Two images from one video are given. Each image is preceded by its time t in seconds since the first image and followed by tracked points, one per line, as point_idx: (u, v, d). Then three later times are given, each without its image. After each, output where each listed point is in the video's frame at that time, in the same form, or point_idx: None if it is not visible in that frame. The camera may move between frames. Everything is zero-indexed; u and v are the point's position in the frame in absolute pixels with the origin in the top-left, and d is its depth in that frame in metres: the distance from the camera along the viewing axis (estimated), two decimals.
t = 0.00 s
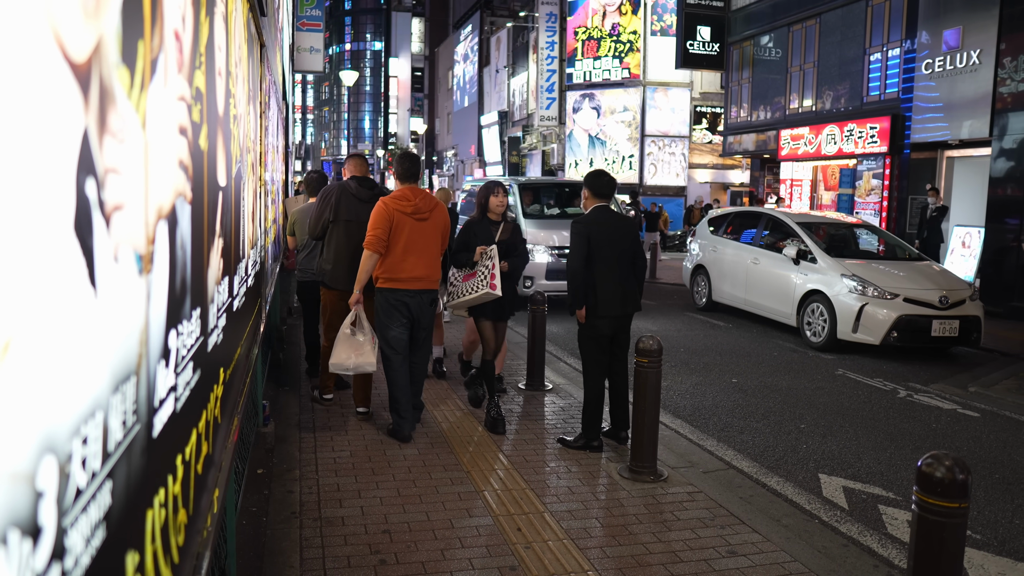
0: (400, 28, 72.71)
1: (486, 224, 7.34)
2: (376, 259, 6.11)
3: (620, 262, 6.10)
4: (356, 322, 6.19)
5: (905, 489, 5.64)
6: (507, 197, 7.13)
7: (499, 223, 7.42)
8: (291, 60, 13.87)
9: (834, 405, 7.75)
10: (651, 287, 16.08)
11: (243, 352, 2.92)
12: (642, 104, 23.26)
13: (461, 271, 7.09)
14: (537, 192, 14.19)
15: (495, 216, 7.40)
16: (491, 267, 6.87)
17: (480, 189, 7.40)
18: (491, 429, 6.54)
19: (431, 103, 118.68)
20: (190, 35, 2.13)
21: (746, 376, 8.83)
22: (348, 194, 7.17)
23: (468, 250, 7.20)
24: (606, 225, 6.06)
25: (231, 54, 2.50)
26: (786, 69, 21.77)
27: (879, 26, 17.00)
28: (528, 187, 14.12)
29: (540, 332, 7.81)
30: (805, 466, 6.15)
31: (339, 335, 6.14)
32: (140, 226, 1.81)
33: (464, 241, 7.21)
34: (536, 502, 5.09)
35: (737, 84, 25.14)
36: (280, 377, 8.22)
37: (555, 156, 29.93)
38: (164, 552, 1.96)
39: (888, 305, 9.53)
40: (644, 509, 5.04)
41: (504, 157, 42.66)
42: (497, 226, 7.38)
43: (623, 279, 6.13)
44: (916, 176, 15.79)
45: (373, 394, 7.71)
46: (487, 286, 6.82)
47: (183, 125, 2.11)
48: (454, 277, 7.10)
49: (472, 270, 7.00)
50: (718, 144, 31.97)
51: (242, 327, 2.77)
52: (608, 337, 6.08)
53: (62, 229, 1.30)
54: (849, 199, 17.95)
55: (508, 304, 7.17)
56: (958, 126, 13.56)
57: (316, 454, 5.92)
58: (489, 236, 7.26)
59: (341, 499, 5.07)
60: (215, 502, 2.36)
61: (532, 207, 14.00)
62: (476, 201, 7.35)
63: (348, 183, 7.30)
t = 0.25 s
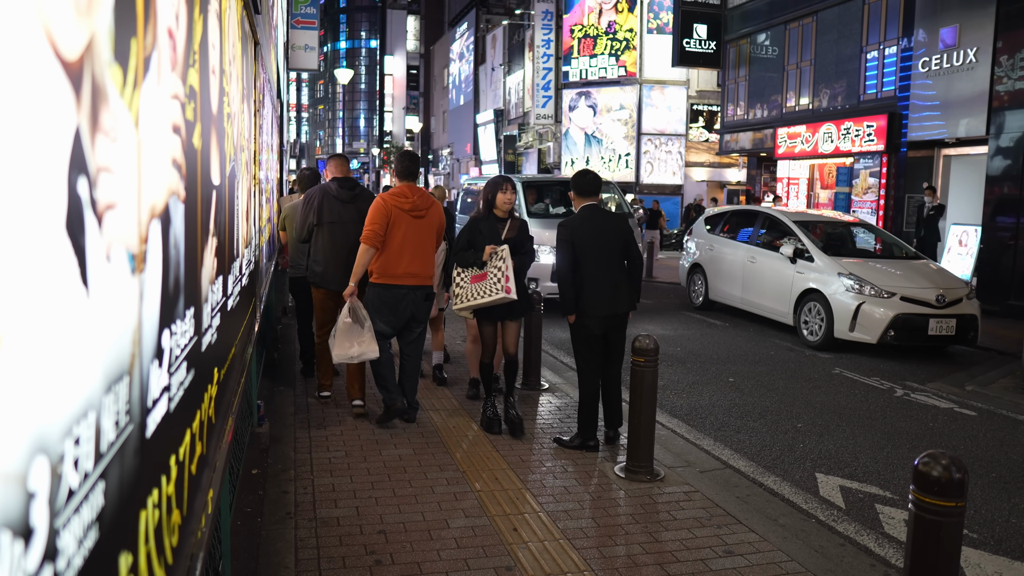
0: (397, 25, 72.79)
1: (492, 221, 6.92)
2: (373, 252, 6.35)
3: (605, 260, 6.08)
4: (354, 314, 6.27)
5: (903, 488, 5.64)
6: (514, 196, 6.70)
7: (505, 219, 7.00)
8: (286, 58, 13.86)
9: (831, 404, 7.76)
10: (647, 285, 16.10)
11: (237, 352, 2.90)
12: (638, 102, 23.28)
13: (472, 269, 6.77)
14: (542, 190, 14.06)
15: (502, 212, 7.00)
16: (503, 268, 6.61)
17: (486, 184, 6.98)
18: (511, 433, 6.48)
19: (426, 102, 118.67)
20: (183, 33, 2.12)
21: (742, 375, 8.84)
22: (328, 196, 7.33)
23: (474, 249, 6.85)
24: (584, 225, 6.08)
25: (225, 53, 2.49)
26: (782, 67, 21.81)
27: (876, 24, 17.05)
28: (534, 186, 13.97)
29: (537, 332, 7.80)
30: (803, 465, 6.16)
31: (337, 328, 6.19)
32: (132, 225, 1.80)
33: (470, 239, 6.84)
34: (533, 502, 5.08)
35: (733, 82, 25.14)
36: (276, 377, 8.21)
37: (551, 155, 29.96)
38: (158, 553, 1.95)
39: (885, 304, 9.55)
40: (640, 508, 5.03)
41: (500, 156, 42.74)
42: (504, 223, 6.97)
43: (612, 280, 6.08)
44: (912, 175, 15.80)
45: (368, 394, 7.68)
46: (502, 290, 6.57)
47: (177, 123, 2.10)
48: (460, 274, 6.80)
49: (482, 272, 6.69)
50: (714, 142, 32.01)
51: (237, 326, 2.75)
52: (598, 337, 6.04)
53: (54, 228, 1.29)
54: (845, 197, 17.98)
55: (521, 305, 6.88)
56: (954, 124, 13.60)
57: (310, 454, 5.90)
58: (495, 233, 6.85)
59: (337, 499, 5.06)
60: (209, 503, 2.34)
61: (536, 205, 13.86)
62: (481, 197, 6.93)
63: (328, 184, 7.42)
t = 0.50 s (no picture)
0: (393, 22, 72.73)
1: (503, 228, 6.41)
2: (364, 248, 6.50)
3: (600, 261, 6.05)
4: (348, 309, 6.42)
5: (900, 488, 5.64)
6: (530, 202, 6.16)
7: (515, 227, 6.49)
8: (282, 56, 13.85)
9: (828, 403, 7.76)
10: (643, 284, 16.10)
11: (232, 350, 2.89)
12: (634, 101, 23.29)
13: (481, 279, 6.24)
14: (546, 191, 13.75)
15: (513, 218, 6.45)
16: (516, 281, 6.07)
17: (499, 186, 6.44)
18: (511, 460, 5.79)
19: (421, 100, 118.68)
20: (177, 30, 2.11)
21: (739, 374, 8.85)
22: (312, 193, 7.43)
23: (483, 257, 6.35)
24: (582, 223, 6.06)
25: (219, 50, 2.47)
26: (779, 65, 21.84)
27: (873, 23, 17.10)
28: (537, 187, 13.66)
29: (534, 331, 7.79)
30: (799, 465, 6.15)
31: (333, 322, 6.36)
32: (126, 223, 1.78)
33: (479, 246, 6.33)
34: (528, 501, 5.07)
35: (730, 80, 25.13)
36: (272, 376, 8.19)
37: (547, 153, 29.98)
38: (151, 553, 1.93)
39: (882, 303, 9.55)
40: (635, 508, 5.02)
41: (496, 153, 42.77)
42: (515, 231, 6.47)
43: (604, 281, 6.03)
44: (908, 174, 15.81)
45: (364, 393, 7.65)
46: (514, 305, 6.05)
47: (170, 121, 2.08)
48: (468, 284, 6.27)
49: (492, 282, 6.17)
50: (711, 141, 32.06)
51: (231, 325, 2.74)
52: (587, 338, 6.05)
53: (47, 226, 1.28)
54: (842, 196, 18.00)
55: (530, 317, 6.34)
56: (952, 123, 13.62)
57: (305, 454, 5.89)
58: (506, 242, 6.34)
59: (331, 499, 5.05)
60: (203, 503, 2.33)
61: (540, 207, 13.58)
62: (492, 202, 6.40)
63: (312, 179, 7.51)
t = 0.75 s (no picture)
0: (388, 20, 72.59)
1: (514, 223, 5.93)
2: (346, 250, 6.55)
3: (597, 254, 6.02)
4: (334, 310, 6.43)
5: (896, 486, 5.65)
6: (545, 198, 5.74)
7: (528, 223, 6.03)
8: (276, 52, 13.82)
9: (823, 402, 7.75)
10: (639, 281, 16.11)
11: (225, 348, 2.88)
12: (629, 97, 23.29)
13: (487, 275, 5.78)
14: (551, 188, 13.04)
15: (527, 213, 5.97)
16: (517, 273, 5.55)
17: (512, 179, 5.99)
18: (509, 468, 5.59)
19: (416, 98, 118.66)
20: (169, 26, 2.09)
21: (735, 372, 8.85)
22: (308, 191, 7.43)
23: (491, 253, 5.90)
24: (584, 216, 6.09)
25: (211, 46, 2.46)
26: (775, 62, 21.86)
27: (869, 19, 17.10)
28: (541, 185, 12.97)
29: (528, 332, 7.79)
30: (796, 463, 6.16)
31: (320, 323, 6.39)
32: (118, 220, 1.77)
33: (486, 241, 5.89)
34: (524, 500, 5.07)
35: (726, 77, 25.11)
36: (267, 375, 8.18)
37: (542, 151, 29.96)
38: (144, 552, 1.92)
39: (878, 301, 9.55)
40: (631, 506, 5.02)
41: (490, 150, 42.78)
42: (526, 226, 5.99)
43: (602, 281, 5.98)
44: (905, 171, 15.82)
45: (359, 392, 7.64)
46: (512, 298, 5.52)
47: (162, 117, 2.07)
48: (475, 282, 5.82)
49: (495, 277, 5.71)
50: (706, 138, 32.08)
51: (225, 323, 2.73)
52: (580, 336, 6.07)
53: (38, 224, 1.27)
54: (839, 194, 18.01)
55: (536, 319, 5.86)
56: (948, 120, 13.62)
57: (299, 452, 5.88)
58: (517, 238, 5.88)
59: (326, 498, 5.03)
60: (197, 502, 2.31)
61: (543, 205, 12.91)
62: (505, 195, 5.94)
63: (307, 178, 7.53)
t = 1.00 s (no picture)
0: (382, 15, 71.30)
1: (528, 218, 5.65)
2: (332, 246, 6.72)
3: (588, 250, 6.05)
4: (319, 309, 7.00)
5: (894, 483, 5.64)
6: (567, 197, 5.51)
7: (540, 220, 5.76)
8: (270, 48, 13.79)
9: (819, 399, 7.74)
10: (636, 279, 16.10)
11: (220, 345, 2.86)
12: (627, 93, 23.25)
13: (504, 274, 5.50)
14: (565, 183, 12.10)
15: (540, 210, 5.74)
16: (541, 272, 5.32)
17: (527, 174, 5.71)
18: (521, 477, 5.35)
19: (415, 94, 118.66)
20: (164, 22, 2.08)
21: (732, 369, 8.84)
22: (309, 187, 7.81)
23: (505, 251, 5.58)
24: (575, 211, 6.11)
25: (206, 42, 2.45)
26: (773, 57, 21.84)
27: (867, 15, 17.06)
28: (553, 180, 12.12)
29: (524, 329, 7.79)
30: (793, 460, 6.15)
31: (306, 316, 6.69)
32: (112, 217, 1.76)
33: (500, 238, 5.56)
34: (520, 498, 5.06)
35: (724, 73, 25.07)
36: (263, 372, 8.17)
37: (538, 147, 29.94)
38: (140, 550, 1.92)
39: (876, 297, 9.54)
40: (628, 504, 5.02)
41: (486, 146, 42.77)
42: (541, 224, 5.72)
43: (591, 277, 6.01)
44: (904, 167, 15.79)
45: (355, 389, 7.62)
46: (537, 298, 5.27)
47: (157, 114, 2.06)
48: (490, 280, 5.52)
49: (514, 277, 5.42)
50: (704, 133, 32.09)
51: (220, 320, 2.72)
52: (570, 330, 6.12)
53: (32, 219, 1.26)
54: (838, 190, 17.98)
55: (549, 322, 5.63)
56: (948, 115, 13.59)
57: (295, 450, 5.87)
58: (534, 236, 5.59)
59: (322, 496, 5.03)
60: (193, 500, 2.31)
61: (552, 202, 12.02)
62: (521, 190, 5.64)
63: (312, 173, 7.98)
